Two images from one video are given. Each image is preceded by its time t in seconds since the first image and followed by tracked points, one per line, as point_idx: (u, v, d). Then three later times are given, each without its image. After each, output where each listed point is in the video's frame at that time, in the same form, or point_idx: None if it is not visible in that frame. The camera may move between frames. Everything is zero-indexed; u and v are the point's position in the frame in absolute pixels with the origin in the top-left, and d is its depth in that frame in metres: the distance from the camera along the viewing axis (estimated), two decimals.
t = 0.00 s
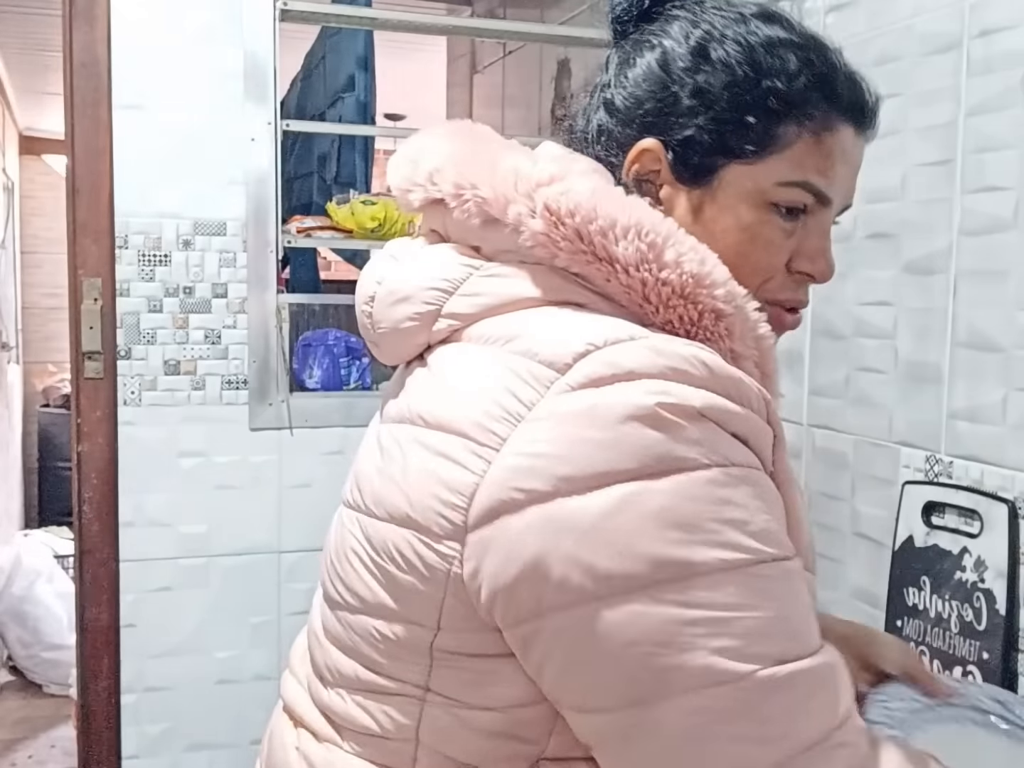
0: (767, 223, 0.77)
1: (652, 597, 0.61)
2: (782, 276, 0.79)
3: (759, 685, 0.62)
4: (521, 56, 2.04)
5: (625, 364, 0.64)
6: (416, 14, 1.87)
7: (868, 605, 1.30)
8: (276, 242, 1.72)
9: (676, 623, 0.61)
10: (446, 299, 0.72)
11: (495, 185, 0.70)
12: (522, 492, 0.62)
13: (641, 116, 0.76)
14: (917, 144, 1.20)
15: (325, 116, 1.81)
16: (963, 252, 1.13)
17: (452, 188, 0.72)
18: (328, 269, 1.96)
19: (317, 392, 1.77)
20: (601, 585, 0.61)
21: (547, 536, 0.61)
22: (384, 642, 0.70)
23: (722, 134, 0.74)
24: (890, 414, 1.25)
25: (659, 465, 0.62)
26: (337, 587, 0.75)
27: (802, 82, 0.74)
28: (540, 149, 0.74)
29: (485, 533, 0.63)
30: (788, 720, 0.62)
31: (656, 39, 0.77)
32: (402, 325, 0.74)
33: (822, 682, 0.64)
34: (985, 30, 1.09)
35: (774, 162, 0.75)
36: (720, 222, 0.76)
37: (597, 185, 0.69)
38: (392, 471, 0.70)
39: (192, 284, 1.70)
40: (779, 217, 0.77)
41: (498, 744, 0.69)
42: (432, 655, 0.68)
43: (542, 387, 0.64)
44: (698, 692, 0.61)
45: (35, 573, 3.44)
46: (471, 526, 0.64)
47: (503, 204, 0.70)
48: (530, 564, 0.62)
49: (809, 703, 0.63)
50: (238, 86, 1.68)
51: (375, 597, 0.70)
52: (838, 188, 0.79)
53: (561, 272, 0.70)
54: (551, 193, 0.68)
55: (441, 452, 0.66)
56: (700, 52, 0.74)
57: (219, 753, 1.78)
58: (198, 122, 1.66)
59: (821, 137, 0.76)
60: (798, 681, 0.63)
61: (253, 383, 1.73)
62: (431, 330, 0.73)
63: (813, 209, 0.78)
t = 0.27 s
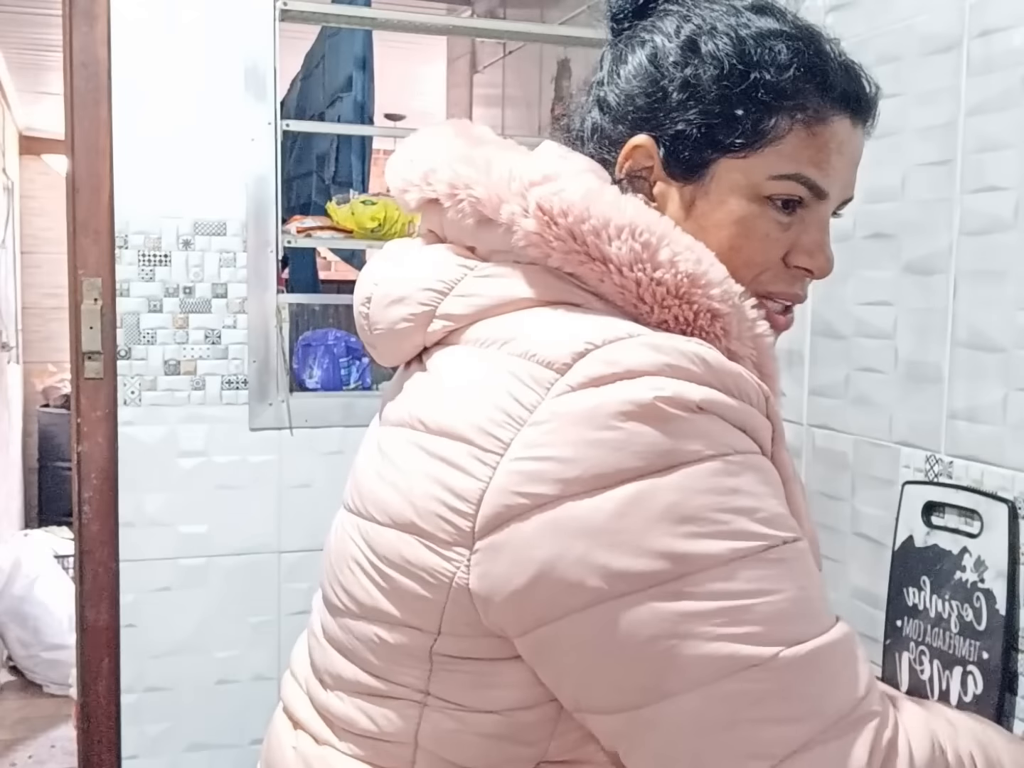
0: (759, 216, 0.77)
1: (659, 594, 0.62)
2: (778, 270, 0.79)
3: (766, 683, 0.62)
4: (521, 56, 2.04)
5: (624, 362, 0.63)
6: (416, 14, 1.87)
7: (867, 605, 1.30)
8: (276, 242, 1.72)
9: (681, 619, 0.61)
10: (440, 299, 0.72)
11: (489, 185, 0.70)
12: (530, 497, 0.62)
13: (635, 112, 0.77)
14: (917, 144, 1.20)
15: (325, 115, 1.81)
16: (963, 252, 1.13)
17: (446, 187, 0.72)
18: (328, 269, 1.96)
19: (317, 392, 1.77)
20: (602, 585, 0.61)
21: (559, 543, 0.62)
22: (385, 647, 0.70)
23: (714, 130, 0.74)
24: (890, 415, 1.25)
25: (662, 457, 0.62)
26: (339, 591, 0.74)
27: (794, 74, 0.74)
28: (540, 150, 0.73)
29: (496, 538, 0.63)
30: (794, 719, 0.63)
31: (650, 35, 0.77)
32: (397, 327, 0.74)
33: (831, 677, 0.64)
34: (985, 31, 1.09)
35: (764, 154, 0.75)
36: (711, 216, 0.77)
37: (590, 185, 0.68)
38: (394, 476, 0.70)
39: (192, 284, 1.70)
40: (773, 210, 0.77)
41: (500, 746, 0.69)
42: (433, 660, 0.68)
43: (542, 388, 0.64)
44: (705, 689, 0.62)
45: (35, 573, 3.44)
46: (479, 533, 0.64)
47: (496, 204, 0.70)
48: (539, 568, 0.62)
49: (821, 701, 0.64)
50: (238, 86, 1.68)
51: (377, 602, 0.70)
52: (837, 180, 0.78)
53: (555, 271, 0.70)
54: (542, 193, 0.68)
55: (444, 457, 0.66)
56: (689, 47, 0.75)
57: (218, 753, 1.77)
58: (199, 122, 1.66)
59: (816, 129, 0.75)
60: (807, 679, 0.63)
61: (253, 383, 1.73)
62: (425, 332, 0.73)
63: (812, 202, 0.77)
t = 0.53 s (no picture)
0: (804, 231, 0.76)
1: (664, 605, 0.61)
2: (802, 280, 0.80)
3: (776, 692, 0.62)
4: (521, 56, 2.04)
5: (636, 368, 0.64)
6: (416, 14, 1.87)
7: (868, 605, 1.30)
8: (276, 242, 1.72)
9: (686, 632, 0.61)
10: (453, 302, 0.72)
11: (503, 186, 0.70)
12: (528, 498, 0.62)
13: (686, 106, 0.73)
14: (917, 144, 1.20)
15: (325, 115, 1.81)
16: (963, 252, 1.13)
17: (458, 189, 0.72)
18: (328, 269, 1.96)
19: (317, 392, 1.77)
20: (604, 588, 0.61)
21: (555, 540, 0.61)
22: (391, 647, 0.70)
23: (781, 142, 0.72)
24: (890, 415, 1.25)
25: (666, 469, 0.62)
26: (343, 593, 0.74)
27: (854, 98, 0.75)
28: (551, 150, 0.73)
29: (491, 539, 0.63)
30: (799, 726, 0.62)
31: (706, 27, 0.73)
32: (409, 328, 0.74)
33: (833, 695, 0.64)
34: (985, 30, 1.09)
35: (823, 170, 0.75)
36: (765, 227, 0.75)
37: (607, 188, 0.68)
38: (398, 476, 0.69)
39: (192, 284, 1.70)
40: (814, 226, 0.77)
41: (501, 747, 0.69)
42: (440, 660, 0.68)
43: (551, 391, 0.64)
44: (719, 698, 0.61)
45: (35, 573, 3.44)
46: (476, 532, 0.64)
47: (511, 206, 0.70)
48: (539, 567, 0.61)
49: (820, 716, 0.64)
50: (238, 86, 1.68)
51: (382, 603, 0.70)
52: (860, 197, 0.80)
53: (569, 274, 0.70)
54: (559, 195, 0.68)
55: (447, 456, 0.66)
56: (757, 52, 0.72)
57: (219, 753, 1.78)
58: (199, 122, 1.66)
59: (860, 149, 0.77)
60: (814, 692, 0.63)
61: (253, 383, 1.73)
62: (437, 333, 0.73)
63: (840, 218, 0.79)
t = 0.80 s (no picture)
0: (820, 245, 0.79)
1: (663, 606, 0.61)
2: (810, 291, 0.82)
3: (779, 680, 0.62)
4: (521, 56, 2.04)
5: (629, 362, 0.63)
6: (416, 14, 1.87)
7: (868, 605, 1.30)
8: (276, 242, 1.72)
9: (689, 619, 0.61)
10: (449, 300, 0.72)
11: (499, 184, 0.70)
12: (527, 495, 0.62)
13: (724, 114, 0.73)
14: (917, 144, 1.20)
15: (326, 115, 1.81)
16: (963, 252, 1.13)
17: (455, 187, 0.72)
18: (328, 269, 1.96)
19: (317, 392, 1.77)
20: (598, 584, 0.61)
21: (554, 540, 0.61)
22: (388, 646, 0.70)
23: (814, 158, 0.75)
24: (890, 414, 1.25)
25: (665, 457, 0.62)
26: (342, 591, 0.74)
27: (877, 117, 0.78)
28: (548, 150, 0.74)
29: (491, 536, 0.63)
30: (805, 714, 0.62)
31: (741, 35, 0.74)
32: (405, 325, 0.74)
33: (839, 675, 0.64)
34: (985, 30, 1.09)
35: (843, 187, 0.78)
36: (790, 240, 0.77)
37: (601, 186, 0.69)
38: (398, 475, 0.70)
39: (192, 284, 1.70)
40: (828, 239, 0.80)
41: (501, 746, 0.69)
42: (436, 658, 0.68)
43: (545, 386, 0.64)
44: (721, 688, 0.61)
45: (35, 573, 3.44)
46: (476, 530, 0.64)
47: (506, 203, 0.70)
48: (536, 566, 0.62)
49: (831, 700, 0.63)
50: (238, 86, 1.68)
51: (380, 601, 0.70)
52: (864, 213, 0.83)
53: (563, 271, 0.70)
54: (555, 193, 0.68)
55: (444, 454, 0.66)
56: (792, 60, 0.73)
57: (219, 753, 1.78)
58: (199, 122, 1.66)
59: (873, 167, 0.80)
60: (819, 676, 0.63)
61: (253, 383, 1.73)
62: (433, 331, 0.73)
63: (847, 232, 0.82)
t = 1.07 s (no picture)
0: (817, 247, 0.79)
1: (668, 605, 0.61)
2: (806, 293, 0.82)
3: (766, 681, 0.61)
4: (520, 56, 2.04)
5: (615, 362, 0.63)
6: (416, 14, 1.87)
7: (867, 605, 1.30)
8: (276, 242, 1.72)
9: (670, 621, 0.60)
10: (443, 300, 0.72)
11: (492, 184, 0.70)
12: (512, 492, 0.62)
13: (726, 113, 0.73)
14: (917, 144, 1.20)
15: (325, 115, 1.81)
16: (963, 252, 1.13)
17: (449, 187, 0.73)
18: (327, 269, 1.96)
19: (317, 392, 1.77)
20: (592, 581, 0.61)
21: (539, 537, 0.61)
22: (378, 643, 0.70)
23: (813, 159, 0.75)
24: (890, 414, 1.25)
25: (646, 458, 0.61)
26: (336, 589, 0.75)
27: (876, 121, 0.78)
28: (543, 151, 0.74)
29: (474, 534, 0.63)
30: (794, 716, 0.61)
31: (743, 36, 0.74)
32: (399, 326, 0.74)
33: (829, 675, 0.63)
34: (985, 30, 1.09)
35: (841, 189, 0.78)
36: (786, 241, 0.77)
37: (594, 185, 0.69)
38: (389, 473, 0.70)
39: (192, 284, 1.70)
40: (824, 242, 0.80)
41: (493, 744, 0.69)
42: (425, 656, 0.68)
43: (534, 386, 0.64)
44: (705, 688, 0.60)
45: (35, 573, 3.44)
46: (461, 527, 0.64)
47: (500, 204, 0.70)
48: (519, 564, 0.62)
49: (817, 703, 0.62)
50: (238, 86, 1.68)
51: (370, 598, 0.70)
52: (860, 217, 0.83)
53: (556, 271, 0.70)
54: (547, 193, 0.68)
55: (433, 452, 0.66)
56: (793, 62, 0.74)
57: (218, 753, 1.78)
58: (199, 123, 1.66)
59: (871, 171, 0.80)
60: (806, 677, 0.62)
61: (253, 383, 1.74)
62: (427, 331, 0.73)
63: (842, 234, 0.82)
